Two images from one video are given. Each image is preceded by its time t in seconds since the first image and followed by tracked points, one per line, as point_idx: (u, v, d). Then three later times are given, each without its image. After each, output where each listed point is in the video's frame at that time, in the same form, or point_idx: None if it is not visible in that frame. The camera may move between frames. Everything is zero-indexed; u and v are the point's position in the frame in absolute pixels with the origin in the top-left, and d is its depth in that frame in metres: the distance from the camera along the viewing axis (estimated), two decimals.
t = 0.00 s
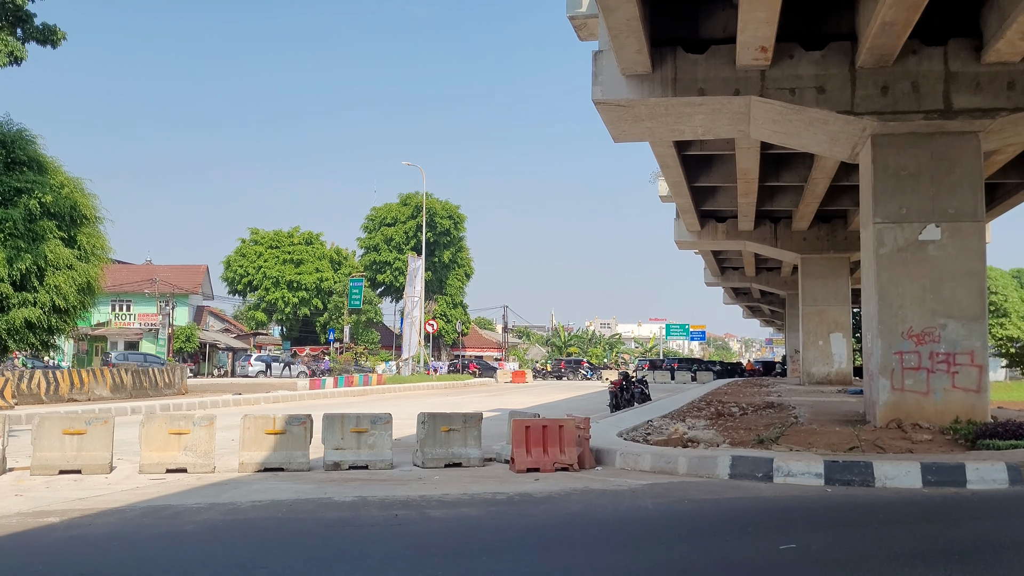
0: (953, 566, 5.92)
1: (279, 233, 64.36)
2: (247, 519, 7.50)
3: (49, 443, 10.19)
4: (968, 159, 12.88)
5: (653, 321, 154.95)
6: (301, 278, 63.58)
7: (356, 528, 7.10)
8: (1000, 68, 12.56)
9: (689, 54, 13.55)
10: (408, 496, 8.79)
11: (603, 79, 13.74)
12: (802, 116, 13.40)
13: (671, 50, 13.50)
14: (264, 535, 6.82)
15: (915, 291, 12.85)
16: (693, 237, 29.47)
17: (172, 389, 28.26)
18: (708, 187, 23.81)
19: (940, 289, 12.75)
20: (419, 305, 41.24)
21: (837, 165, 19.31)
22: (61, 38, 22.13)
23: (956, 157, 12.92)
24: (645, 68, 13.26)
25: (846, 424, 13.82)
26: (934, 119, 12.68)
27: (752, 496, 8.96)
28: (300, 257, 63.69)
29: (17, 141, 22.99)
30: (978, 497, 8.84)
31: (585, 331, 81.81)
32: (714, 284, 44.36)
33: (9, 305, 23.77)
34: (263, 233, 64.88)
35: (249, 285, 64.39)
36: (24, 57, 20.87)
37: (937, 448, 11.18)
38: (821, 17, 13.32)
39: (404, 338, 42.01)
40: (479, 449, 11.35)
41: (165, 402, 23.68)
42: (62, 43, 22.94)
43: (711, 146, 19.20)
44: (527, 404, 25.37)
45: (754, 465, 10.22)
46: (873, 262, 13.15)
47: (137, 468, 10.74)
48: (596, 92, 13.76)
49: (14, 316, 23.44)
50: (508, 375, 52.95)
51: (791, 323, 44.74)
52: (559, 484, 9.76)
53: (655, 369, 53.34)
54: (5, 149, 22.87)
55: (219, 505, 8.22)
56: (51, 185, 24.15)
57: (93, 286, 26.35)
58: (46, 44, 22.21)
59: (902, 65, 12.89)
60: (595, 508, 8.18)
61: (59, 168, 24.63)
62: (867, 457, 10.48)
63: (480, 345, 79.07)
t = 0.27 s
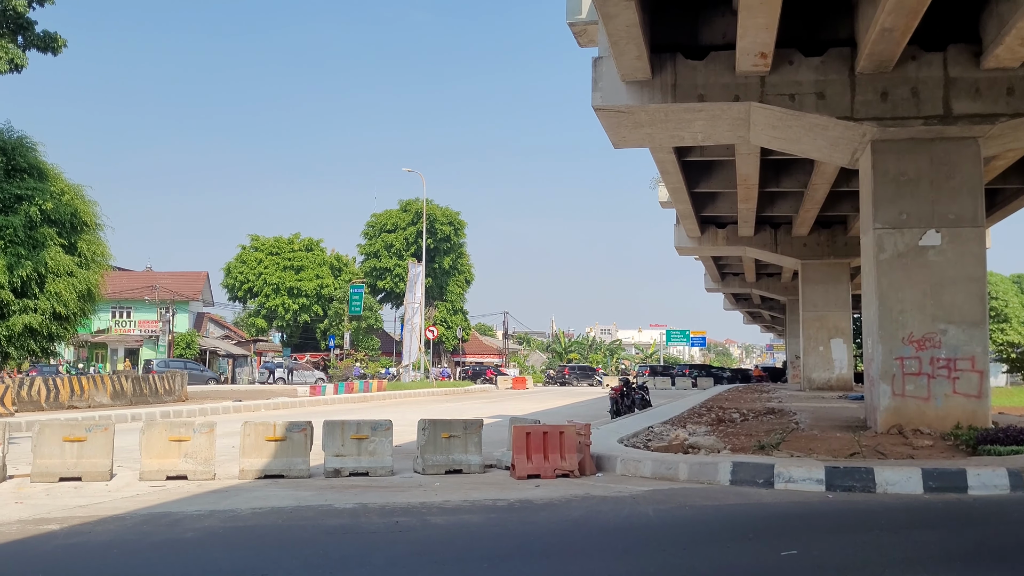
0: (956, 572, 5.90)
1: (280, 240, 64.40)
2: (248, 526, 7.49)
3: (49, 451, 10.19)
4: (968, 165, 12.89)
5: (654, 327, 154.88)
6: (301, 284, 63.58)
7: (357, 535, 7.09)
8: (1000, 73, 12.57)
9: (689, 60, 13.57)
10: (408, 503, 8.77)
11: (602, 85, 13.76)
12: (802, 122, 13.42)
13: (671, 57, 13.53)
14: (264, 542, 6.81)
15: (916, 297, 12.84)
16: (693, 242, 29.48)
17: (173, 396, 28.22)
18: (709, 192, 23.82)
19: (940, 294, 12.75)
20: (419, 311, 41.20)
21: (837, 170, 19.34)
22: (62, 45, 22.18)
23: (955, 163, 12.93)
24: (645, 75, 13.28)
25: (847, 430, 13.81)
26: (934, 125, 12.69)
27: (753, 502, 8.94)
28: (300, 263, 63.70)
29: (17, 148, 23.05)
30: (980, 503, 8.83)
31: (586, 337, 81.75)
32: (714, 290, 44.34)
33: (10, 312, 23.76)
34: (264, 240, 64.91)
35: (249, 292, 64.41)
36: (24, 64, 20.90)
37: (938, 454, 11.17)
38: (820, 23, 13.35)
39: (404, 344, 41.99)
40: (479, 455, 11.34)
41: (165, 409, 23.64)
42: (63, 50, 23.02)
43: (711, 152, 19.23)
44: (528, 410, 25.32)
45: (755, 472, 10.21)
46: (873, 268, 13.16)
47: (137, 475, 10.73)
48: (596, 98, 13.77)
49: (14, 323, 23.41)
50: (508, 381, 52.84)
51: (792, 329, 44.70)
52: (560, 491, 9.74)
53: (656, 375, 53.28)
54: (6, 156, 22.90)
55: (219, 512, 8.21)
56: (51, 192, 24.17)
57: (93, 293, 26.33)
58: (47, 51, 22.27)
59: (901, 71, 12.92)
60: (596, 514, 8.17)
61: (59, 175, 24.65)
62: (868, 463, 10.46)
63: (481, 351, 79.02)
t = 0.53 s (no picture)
0: None
1: (290, 244, 64.56)
2: (258, 529, 7.50)
3: (60, 454, 10.23)
4: (979, 168, 12.86)
5: (664, 331, 154.48)
6: (310, 288, 63.71)
7: (367, 539, 7.10)
8: (1011, 77, 12.51)
9: (698, 64, 13.55)
10: (418, 506, 8.78)
11: (612, 89, 13.75)
12: (812, 126, 13.39)
13: (680, 61, 13.52)
14: (274, 546, 6.82)
15: (927, 301, 12.80)
16: (703, 246, 29.43)
17: (183, 400, 28.32)
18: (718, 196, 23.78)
19: (952, 298, 12.71)
20: (428, 315, 41.22)
21: (847, 174, 19.28)
22: (74, 50, 22.33)
23: (966, 166, 12.90)
24: (654, 79, 13.27)
25: (857, 434, 13.76)
26: (945, 128, 12.68)
27: (763, 507, 8.92)
28: (310, 267, 63.83)
29: (29, 152, 23.23)
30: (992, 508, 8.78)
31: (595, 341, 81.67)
32: (724, 294, 44.25)
33: (22, 315, 23.87)
34: (274, 243, 65.09)
35: (259, 296, 64.62)
36: (37, 69, 21.04)
37: (949, 459, 11.12)
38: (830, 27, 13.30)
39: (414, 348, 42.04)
40: (489, 459, 11.34)
41: (175, 413, 23.71)
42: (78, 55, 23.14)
43: (721, 156, 19.21)
44: (538, 414, 25.30)
45: (765, 476, 10.18)
46: (884, 272, 13.13)
47: (148, 478, 10.77)
48: (605, 102, 13.76)
49: (26, 327, 23.52)
50: (517, 385, 52.81)
51: (802, 333, 44.57)
52: (570, 495, 9.73)
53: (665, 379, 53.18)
54: (18, 161, 23.04)
55: (229, 515, 8.23)
56: (63, 196, 24.31)
57: (104, 296, 26.44)
58: (59, 56, 22.41)
59: (911, 75, 12.87)
60: (606, 519, 8.15)
61: (71, 179, 24.78)
62: (878, 468, 10.42)
63: (490, 355, 79.04)
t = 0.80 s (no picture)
0: None
1: (310, 245, 64.86)
2: (279, 529, 7.54)
3: (83, 452, 10.32)
4: (1003, 169, 12.76)
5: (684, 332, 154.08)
6: (331, 289, 63.96)
7: (387, 539, 7.12)
8: None
9: (718, 64, 13.49)
10: (437, 507, 8.80)
11: (632, 90, 13.71)
12: (834, 126, 13.31)
13: (700, 61, 13.47)
14: (294, 545, 6.85)
15: (949, 302, 12.72)
16: (723, 247, 29.32)
17: (205, 399, 28.51)
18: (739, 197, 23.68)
19: (975, 300, 12.61)
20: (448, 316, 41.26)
21: (869, 175, 19.15)
22: (96, 53, 23.08)
23: (990, 167, 12.81)
24: (674, 79, 13.23)
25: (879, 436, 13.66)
26: (968, 128, 12.61)
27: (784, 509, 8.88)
28: (330, 268, 64.08)
29: (53, 154, 23.60)
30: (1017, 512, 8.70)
31: (615, 342, 81.52)
32: (745, 295, 44.05)
33: (46, 315, 24.15)
34: (294, 244, 65.41)
35: (280, 296, 64.98)
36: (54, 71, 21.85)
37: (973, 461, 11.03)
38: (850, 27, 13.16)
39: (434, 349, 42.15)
40: (508, 460, 11.33)
41: (197, 412, 23.88)
42: (97, 58, 23.99)
43: (741, 156, 19.13)
44: (557, 415, 25.28)
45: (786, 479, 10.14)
46: (906, 273, 13.05)
47: (169, 477, 10.85)
48: (625, 103, 13.73)
49: (50, 326, 23.78)
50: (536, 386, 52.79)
51: (823, 334, 44.30)
52: (589, 496, 9.72)
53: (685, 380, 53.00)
54: (42, 162, 23.50)
55: (250, 514, 8.28)
56: (87, 198, 24.58)
57: (127, 296, 26.67)
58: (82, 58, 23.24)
59: (934, 74, 12.76)
60: (625, 520, 8.14)
61: (94, 181, 25.03)
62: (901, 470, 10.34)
63: (509, 356, 79.07)
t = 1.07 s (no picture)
0: None
1: (341, 245, 65.28)
2: (311, 527, 7.60)
3: (119, 450, 10.48)
4: None
5: (715, 334, 153.15)
6: (362, 289, 64.30)
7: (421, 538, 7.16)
8: None
9: (750, 64, 13.43)
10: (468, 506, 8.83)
11: (662, 89, 13.68)
12: (867, 126, 13.18)
13: (731, 61, 13.41)
14: (327, 544, 6.91)
15: (985, 303, 12.56)
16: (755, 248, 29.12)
17: (238, 399, 28.78)
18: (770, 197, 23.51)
19: (1011, 301, 12.44)
20: (478, 317, 41.31)
21: (903, 175, 18.95)
22: (130, 57, 24.49)
23: None
24: (705, 79, 13.18)
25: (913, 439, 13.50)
26: (1004, 127, 12.39)
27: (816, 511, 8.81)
28: (361, 268, 64.43)
29: (90, 156, 24.11)
30: None
31: (646, 344, 81.18)
32: (777, 296, 43.71)
33: (82, 314, 24.50)
34: (326, 245, 65.88)
35: (311, 296, 65.53)
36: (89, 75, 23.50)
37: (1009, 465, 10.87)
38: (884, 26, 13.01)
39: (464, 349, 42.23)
40: (539, 460, 11.34)
41: (230, 411, 24.12)
42: (131, 61, 24.97)
43: (773, 156, 19.00)
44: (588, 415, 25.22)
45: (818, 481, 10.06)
46: (940, 274, 12.90)
47: (203, 475, 10.97)
48: (655, 103, 13.70)
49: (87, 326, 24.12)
50: (567, 387, 52.72)
51: (857, 336, 43.84)
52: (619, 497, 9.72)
53: (716, 381, 52.68)
54: (79, 164, 23.96)
55: (283, 512, 8.36)
56: (123, 199, 24.96)
57: (162, 296, 26.99)
58: (117, 62, 24.67)
59: (969, 74, 12.61)
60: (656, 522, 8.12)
61: (130, 182, 25.39)
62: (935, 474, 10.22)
63: (539, 357, 79.04)
